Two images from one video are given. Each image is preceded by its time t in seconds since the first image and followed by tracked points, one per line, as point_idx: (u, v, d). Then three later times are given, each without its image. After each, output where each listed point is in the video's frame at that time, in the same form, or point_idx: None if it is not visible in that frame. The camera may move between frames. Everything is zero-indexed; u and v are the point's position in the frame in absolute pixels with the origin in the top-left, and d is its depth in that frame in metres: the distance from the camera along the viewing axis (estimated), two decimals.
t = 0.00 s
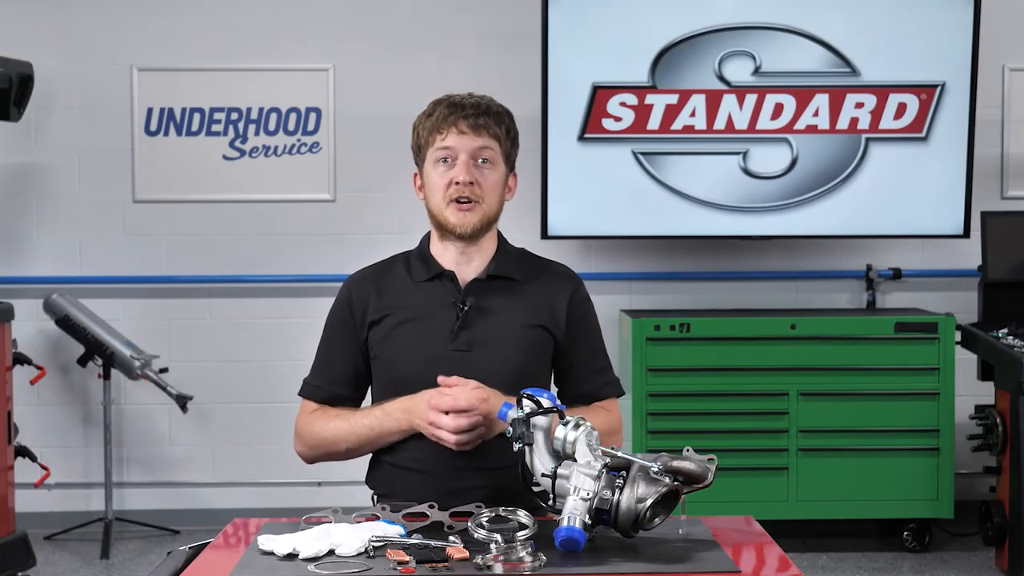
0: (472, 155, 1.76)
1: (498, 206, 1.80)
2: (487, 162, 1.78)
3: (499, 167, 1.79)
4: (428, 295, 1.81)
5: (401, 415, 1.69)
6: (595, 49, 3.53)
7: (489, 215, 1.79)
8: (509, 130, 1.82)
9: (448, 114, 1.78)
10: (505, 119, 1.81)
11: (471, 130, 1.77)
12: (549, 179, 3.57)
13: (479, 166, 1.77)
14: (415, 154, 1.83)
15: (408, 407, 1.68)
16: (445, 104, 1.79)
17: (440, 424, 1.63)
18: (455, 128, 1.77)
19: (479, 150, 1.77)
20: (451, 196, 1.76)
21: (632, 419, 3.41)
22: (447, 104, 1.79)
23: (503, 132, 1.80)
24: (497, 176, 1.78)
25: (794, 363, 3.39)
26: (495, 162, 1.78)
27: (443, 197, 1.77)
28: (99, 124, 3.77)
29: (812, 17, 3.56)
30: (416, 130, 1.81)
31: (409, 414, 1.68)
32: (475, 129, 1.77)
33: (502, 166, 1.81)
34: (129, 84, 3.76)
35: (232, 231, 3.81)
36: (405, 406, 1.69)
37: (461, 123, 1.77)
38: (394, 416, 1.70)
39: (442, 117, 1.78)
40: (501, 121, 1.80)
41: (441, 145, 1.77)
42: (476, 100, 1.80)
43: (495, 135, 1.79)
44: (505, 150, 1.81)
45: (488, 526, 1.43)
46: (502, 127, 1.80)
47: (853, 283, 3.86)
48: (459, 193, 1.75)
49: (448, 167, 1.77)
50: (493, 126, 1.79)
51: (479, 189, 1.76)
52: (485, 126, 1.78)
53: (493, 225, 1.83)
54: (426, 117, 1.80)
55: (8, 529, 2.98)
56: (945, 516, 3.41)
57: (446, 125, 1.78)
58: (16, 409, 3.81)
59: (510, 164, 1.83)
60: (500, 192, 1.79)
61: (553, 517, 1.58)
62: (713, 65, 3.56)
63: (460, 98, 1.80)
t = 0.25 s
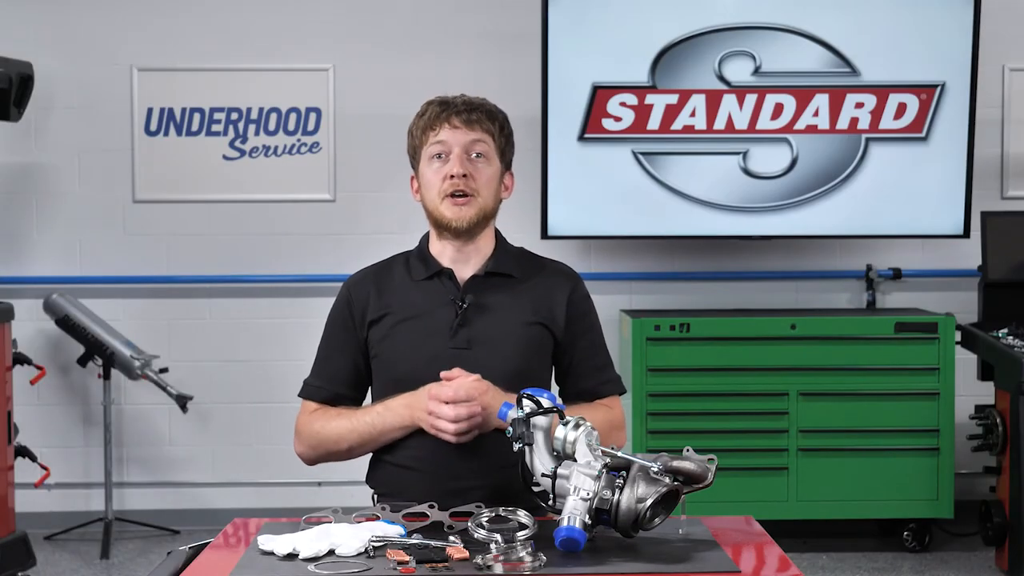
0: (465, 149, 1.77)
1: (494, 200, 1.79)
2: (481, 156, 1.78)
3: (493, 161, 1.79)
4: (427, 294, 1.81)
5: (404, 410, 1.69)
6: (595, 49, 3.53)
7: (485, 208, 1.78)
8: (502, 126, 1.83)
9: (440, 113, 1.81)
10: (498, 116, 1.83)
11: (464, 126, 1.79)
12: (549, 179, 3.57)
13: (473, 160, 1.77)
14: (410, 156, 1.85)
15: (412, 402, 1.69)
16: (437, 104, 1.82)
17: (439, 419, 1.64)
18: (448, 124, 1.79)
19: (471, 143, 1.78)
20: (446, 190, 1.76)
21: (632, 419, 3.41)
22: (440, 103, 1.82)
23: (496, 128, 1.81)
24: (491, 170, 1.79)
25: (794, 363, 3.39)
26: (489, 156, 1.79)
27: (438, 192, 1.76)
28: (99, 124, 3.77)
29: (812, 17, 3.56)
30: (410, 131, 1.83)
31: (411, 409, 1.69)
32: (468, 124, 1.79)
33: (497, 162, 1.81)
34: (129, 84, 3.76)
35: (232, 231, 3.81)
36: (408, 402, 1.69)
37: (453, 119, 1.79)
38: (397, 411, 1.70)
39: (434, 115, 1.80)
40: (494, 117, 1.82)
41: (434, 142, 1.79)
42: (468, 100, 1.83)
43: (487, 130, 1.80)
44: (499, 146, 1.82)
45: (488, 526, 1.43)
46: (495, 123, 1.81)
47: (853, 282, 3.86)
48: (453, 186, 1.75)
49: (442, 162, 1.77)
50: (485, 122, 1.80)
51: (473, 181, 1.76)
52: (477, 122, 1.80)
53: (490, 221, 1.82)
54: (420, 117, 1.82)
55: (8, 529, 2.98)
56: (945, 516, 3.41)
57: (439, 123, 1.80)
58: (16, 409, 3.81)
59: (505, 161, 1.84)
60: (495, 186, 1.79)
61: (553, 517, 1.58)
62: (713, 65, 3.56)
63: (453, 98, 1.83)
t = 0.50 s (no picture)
0: (461, 152, 1.77)
1: (491, 202, 1.80)
2: (478, 158, 1.78)
3: (490, 163, 1.79)
4: (427, 294, 1.81)
5: (403, 415, 1.69)
6: (595, 49, 3.53)
7: (482, 211, 1.79)
8: (498, 126, 1.82)
9: (435, 114, 1.79)
10: (494, 115, 1.82)
11: (460, 128, 1.78)
12: (549, 179, 3.57)
13: (470, 163, 1.77)
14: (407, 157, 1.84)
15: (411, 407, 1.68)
16: (432, 105, 1.81)
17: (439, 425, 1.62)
18: (444, 126, 1.78)
19: (468, 146, 1.77)
20: (444, 194, 1.76)
21: (632, 419, 3.41)
22: (435, 104, 1.81)
23: (492, 128, 1.81)
24: (488, 172, 1.79)
25: (795, 363, 3.39)
26: (486, 158, 1.78)
27: (435, 196, 1.77)
28: (99, 124, 3.77)
29: (812, 17, 3.56)
30: (407, 132, 1.82)
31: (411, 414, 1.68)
32: (464, 126, 1.78)
33: (494, 162, 1.81)
34: (129, 84, 3.76)
35: (232, 231, 3.81)
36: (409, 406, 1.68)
37: (448, 122, 1.78)
38: (397, 416, 1.70)
39: (430, 117, 1.79)
40: (489, 118, 1.81)
41: (431, 144, 1.78)
42: (463, 100, 1.82)
43: (483, 131, 1.79)
44: (496, 146, 1.81)
45: (488, 526, 1.43)
46: (491, 124, 1.80)
47: (853, 282, 3.86)
48: (450, 191, 1.76)
49: (439, 165, 1.77)
50: (481, 123, 1.79)
51: (470, 184, 1.77)
52: (473, 124, 1.79)
53: (488, 222, 1.83)
54: (415, 119, 1.81)
55: (8, 529, 2.98)
56: (945, 516, 3.41)
57: (435, 125, 1.79)
58: (16, 409, 3.81)
59: (502, 159, 1.83)
60: (492, 187, 1.80)
61: (553, 516, 1.58)
62: (713, 65, 3.56)
63: (447, 99, 1.82)
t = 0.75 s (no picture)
0: (459, 155, 1.76)
1: (489, 205, 1.80)
2: (476, 161, 1.77)
3: (488, 165, 1.78)
4: (426, 295, 1.81)
5: (403, 415, 1.69)
6: (595, 49, 3.53)
7: (480, 214, 1.79)
8: (496, 127, 1.81)
9: (433, 116, 1.78)
10: (492, 116, 1.81)
11: (457, 131, 1.77)
12: (549, 179, 3.57)
13: (468, 166, 1.77)
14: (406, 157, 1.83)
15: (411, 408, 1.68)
16: (430, 106, 1.79)
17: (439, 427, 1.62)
18: (442, 129, 1.77)
19: (466, 150, 1.77)
20: (441, 198, 1.77)
21: (632, 419, 3.41)
22: (433, 105, 1.79)
23: (490, 130, 1.80)
24: (486, 174, 1.78)
25: (795, 363, 3.39)
26: (484, 161, 1.78)
27: (434, 200, 1.77)
28: (99, 124, 3.77)
29: (812, 17, 3.56)
30: (404, 133, 1.81)
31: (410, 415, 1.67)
32: (461, 130, 1.77)
33: (492, 163, 1.81)
34: (129, 84, 3.76)
35: (232, 231, 3.81)
36: (407, 407, 1.68)
37: (446, 124, 1.77)
38: (396, 417, 1.70)
39: (428, 119, 1.78)
40: (488, 120, 1.80)
41: (428, 147, 1.77)
42: (461, 101, 1.80)
43: (482, 134, 1.79)
44: (494, 147, 1.81)
45: (488, 525, 1.43)
46: (489, 126, 1.79)
47: (853, 283, 3.86)
48: (449, 195, 1.76)
49: (437, 168, 1.77)
50: (479, 125, 1.79)
51: (468, 188, 1.77)
52: (471, 126, 1.78)
53: (487, 223, 1.83)
54: (413, 120, 1.80)
55: (8, 529, 2.98)
56: (945, 516, 3.41)
57: (433, 127, 1.77)
58: (16, 409, 3.81)
59: (500, 161, 1.83)
60: (490, 190, 1.80)
61: (553, 516, 1.58)
62: (713, 65, 3.56)
63: (445, 99, 1.80)
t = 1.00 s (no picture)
0: (459, 157, 1.76)
1: (489, 206, 1.80)
2: (475, 162, 1.77)
3: (488, 166, 1.78)
4: (426, 295, 1.81)
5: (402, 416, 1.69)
6: (595, 49, 3.53)
7: (479, 215, 1.79)
8: (496, 128, 1.81)
9: (432, 117, 1.78)
10: (492, 117, 1.81)
11: (457, 132, 1.77)
12: (549, 179, 3.57)
13: (467, 167, 1.77)
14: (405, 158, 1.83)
15: (411, 410, 1.68)
16: (430, 107, 1.79)
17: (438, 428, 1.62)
18: (442, 130, 1.77)
19: (466, 151, 1.76)
20: (440, 199, 1.76)
21: (632, 419, 3.41)
22: (433, 106, 1.79)
23: (490, 131, 1.80)
24: (485, 175, 1.78)
25: (795, 363, 3.39)
26: (483, 162, 1.78)
27: (433, 201, 1.77)
28: (99, 124, 3.77)
29: (812, 17, 3.56)
30: (404, 134, 1.81)
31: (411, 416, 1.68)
32: (461, 131, 1.77)
33: (491, 165, 1.80)
34: (129, 84, 3.76)
35: (232, 231, 3.81)
36: (407, 408, 1.69)
37: (445, 126, 1.77)
38: (396, 417, 1.70)
39: (428, 120, 1.78)
40: (487, 121, 1.80)
41: (428, 148, 1.77)
42: (460, 102, 1.80)
43: (482, 135, 1.78)
44: (493, 149, 1.81)
45: (488, 525, 1.43)
46: (489, 127, 1.79)
47: (853, 283, 3.86)
48: (448, 196, 1.76)
49: (436, 170, 1.77)
50: (479, 126, 1.78)
51: (468, 190, 1.76)
52: (470, 128, 1.78)
53: (486, 225, 1.83)
54: (413, 121, 1.80)
55: (8, 529, 2.98)
56: (945, 516, 3.41)
57: (433, 129, 1.77)
58: (16, 409, 3.81)
59: (500, 162, 1.83)
60: (490, 191, 1.79)
61: (553, 516, 1.58)
62: (713, 65, 3.56)
63: (445, 100, 1.80)
